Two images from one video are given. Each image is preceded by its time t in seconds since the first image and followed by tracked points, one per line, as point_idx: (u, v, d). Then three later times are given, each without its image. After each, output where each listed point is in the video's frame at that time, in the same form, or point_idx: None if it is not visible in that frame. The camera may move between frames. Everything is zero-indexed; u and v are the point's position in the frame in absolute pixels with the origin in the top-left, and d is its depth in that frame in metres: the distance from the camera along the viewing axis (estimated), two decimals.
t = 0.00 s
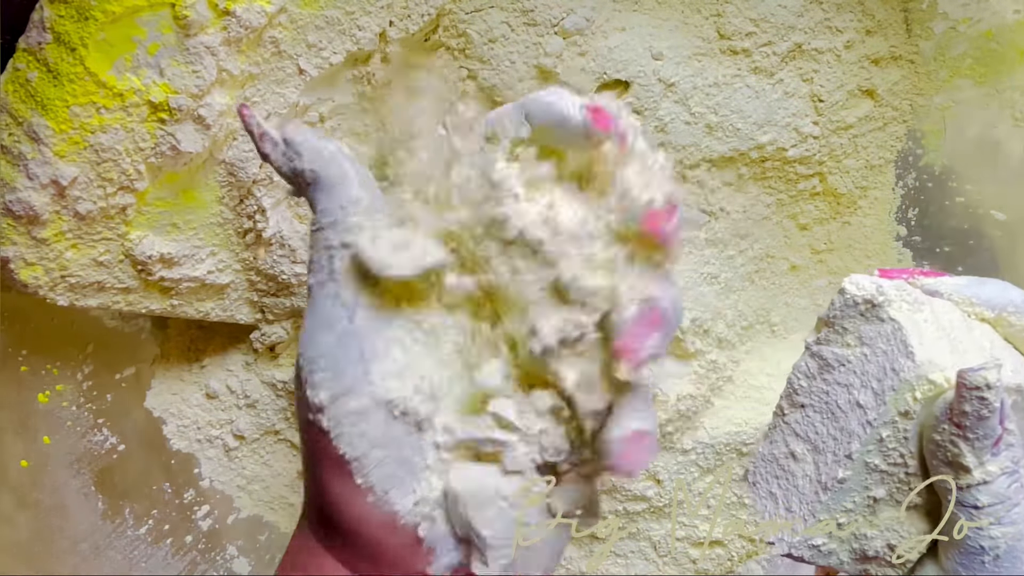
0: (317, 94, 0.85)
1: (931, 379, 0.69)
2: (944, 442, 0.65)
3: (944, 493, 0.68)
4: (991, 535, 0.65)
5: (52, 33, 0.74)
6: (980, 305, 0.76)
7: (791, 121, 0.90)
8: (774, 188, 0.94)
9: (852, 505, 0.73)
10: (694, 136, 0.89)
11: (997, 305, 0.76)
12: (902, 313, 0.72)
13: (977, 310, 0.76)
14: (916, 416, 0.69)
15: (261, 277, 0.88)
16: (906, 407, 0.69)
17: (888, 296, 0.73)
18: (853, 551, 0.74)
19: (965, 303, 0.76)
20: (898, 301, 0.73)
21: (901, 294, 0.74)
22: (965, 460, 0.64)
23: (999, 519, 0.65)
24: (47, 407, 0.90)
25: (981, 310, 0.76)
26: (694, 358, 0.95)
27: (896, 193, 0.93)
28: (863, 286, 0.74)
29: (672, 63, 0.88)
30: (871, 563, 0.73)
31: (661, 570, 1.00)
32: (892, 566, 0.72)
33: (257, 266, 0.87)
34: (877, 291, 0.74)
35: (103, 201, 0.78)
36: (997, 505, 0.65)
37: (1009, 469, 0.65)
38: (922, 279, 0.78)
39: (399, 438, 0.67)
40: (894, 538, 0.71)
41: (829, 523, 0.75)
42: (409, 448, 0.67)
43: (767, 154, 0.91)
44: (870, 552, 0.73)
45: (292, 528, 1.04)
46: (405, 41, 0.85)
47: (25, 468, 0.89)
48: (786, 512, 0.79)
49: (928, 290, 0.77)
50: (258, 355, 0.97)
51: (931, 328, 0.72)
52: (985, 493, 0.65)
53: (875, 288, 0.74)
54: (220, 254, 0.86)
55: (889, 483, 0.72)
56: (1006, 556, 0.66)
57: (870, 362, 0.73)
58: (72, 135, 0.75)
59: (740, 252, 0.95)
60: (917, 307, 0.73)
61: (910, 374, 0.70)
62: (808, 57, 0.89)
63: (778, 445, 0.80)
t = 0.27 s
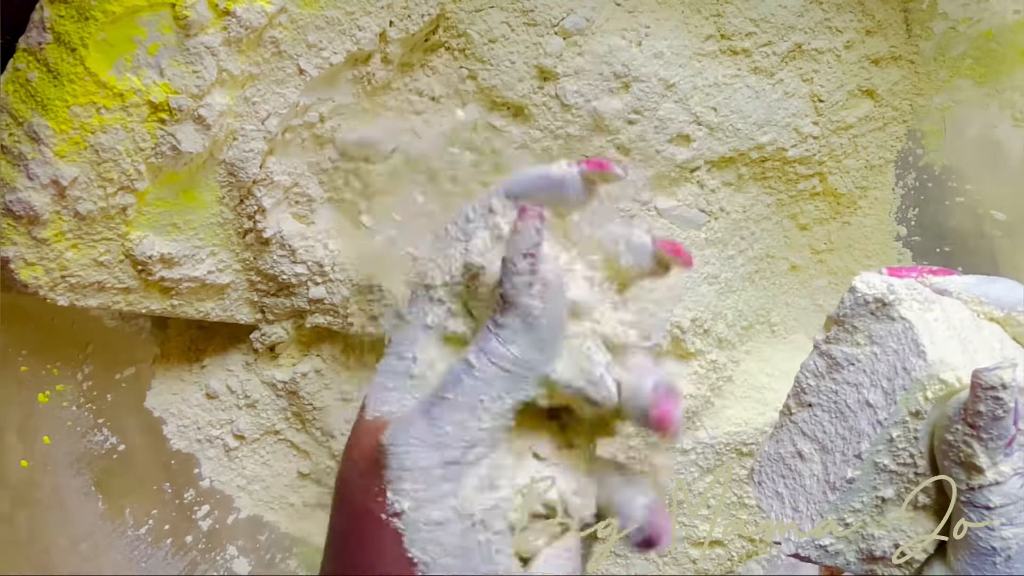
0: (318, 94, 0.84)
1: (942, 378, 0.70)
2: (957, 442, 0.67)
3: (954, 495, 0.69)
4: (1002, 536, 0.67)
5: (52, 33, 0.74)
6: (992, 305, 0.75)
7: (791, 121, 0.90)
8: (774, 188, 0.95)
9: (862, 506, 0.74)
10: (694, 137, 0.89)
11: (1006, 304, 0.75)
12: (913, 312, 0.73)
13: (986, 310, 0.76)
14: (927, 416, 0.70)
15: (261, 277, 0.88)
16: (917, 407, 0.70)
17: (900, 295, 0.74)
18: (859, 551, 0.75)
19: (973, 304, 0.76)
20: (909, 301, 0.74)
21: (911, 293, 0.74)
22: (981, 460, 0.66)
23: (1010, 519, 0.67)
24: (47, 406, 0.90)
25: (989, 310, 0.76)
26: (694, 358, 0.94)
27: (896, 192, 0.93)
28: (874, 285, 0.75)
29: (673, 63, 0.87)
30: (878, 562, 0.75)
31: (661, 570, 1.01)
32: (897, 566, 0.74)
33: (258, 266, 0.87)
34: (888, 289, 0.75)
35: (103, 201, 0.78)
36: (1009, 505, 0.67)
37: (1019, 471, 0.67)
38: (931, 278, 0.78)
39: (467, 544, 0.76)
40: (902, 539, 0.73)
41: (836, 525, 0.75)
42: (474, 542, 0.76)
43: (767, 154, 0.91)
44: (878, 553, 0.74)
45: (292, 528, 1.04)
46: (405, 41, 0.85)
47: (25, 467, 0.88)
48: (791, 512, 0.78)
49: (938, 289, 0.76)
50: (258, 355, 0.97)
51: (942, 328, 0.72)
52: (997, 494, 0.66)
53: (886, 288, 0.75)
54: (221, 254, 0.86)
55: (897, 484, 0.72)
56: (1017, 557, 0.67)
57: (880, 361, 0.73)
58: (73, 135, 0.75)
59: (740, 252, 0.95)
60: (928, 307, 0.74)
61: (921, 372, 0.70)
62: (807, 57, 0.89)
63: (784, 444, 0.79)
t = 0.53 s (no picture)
0: (317, 94, 0.84)
1: (943, 376, 0.69)
2: (957, 441, 0.67)
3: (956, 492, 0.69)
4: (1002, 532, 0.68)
5: (52, 33, 0.74)
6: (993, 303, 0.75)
7: (791, 121, 0.90)
8: (774, 188, 0.95)
9: (863, 504, 0.74)
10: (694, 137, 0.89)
11: (1006, 303, 0.75)
12: (914, 311, 0.72)
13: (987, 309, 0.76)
14: (928, 415, 0.70)
15: (261, 277, 0.88)
16: (918, 405, 0.70)
17: (901, 293, 0.73)
18: (860, 549, 0.75)
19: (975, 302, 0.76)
20: (910, 299, 0.73)
21: (913, 292, 0.73)
22: (982, 459, 0.66)
23: (1009, 516, 0.68)
24: (46, 407, 0.90)
25: (990, 309, 0.75)
26: (694, 359, 0.94)
27: (896, 193, 0.93)
28: (875, 283, 0.73)
29: (673, 63, 0.87)
30: (877, 559, 0.75)
31: (661, 569, 1.01)
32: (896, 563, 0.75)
33: (258, 266, 0.87)
34: (890, 288, 0.73)
35: (103, 201, 0.78)
36: (1009, 502, 0.67)
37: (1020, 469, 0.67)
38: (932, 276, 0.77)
39: (487, 523, 0.89)
40: (903, 536, 0.73)
41: (835, 523, 0.75)
42: (491, 521, 0.89)
43: (767, 154, 0.91)
44: (879, 550, 0.74)
45: (292, 528, 1.05)
46: (405, 41, 0.86)
47: (26, 468, 0.88)
48: (791, 510, 0.78)
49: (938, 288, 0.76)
50: (257, 355, 0.97)
51: (942, 328, 0.72)
52: (997, 491, 0.67)
53: (887, 286, 0.73)
54: (221, 253, 0.86)
55: (898, 482, 0.73)
56: (1017, 555, 0.68)
57: (881, 360, 0.73)
58: (73, 135, 0.75)
59: (740, 252, 0.95)
60: (929, 306, 0.73)
61: (922, 371, 0.70)
62: (807, 57, 0.89)
63: (785, 441, 0.79)
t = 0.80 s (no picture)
0: (317, 94, 0.85)
1: (942, 372, 0.69)
2: (956, 436, 0.67)
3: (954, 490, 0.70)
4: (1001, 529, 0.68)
5: (52, 33, 0.74)
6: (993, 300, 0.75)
7: (791, 121, 0.90)
8: (774, 188, 0.95)
9: (862, 501, 0.74)
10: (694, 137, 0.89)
11: (1008, 301, 0.75)
12: (914, 307, 0.72)
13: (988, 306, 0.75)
14: (927, 411, 0.70)
15: (261, 277, 0.88)
16: (917, 400, 0.70)
17: (900, 290, 0.73)
18: (860, 546, 0.75)
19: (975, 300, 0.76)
20: (909, 297, 0.73)
21: (912, 289, 0.73)
22: (981, 454, 0.66)
23: (1008, 512, 0.68)
24: (47, 407, 0.91)
25: (991, 306, 0.75)
26: (694, 358, 0.95)
27: (896, 193, 0.94)
28: (875, 281, 0.74)
29: (673, 63, 0.87)
30: (877, 558, 0.75)
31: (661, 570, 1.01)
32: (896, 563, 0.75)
33: (258, 266, 0.87)
34: (890, 285, 0.73)
35: (103, 201, 0.78)
36: (1008, 498, 0.67)
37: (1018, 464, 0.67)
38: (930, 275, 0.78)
39: (448, 487, 0.77)
40: (902, 533, 0.73)
41: (835, 520, 0.75)
42: (454, 484, 0.78)
43: (767, 154, 0.91)
44: (878, 547, 0.74)
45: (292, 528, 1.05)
46: (405, 40, 0.86)
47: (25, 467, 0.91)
48: (791, 507, 0.78)
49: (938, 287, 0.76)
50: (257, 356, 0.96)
51: (941, 325, 0.72)
52: (996, 487, 0.67)
53: (887, 283, 0.73)
54: (221, 253, 0.86)
55: (897, 478, 0.73)
56: (1016, 551, 0.68)
57: (880, 356, 0.73)
58: (73, 135, 0.75)
59: (741, 252, 0.95)
60: (928, 302, 0.73)
61: (921, 367, 0.70)
62: (807, 57, 0.89)
63: (785, 439, 0.79)
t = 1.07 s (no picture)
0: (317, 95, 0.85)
1: (959, 369, 0.69)
2: (972, 434, 0.67)
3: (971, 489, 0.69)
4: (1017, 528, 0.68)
5: (53, 33, 0.74)
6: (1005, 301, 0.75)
7: (793, 121, 0.90)
8: (774, 188, 0.95)
9: (875, 498, 0.74)
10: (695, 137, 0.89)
11: (1019, 301, 0.75)
12: (930, 305, 0.72)
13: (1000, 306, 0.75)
14: (943, 408, 0.70)
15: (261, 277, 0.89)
16: (933, 398, 0.70)
17: (918, 287, 0.72)
18: (871, 545, 0.75)
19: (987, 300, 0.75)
20: (925, 294, 0.73)
21: (928, 286, 0.73)
22: (999, 453, 0.66)
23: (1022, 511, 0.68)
24: (47, 407, 0.89)
25: (1004, 306, 0.75)
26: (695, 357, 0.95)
27: (896, 192, 0.93)
28: (892, 277, 0.73)
29: (673, 63, 0.87)
30: (888, 555, 0.75)
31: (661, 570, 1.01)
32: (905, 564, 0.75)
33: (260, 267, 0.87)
34: (908, 282, 0.73)
35: (103, 201, 0.78)
36: None
37: None
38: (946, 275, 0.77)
39: (373, 487, 0.84)
40: (914, 531, 0.74)
41: (847, 518, 0.75)
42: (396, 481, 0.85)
43: (767, 154, 0.91)
44: (890, 545, 0.74)
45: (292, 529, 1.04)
46: (405, 41, 0.86)
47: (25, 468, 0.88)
48: (802, 505, 0.78)
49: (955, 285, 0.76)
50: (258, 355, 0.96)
51: (957, 323, 0.72)
52: (1011, 485, 0.67)
53: (904, 279, 0.73)
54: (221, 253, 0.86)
55: (910, 476, 0.73)
56: None
57: (895, 354, 0.72)
58: (73, 135, 0.75)
59: (742, 251, 0.95)
60: (944, 300, 0.73)
61: (937, 365, 0.70)
62: (808, 58, 0.89)
63: (796, 437, 0.79)
